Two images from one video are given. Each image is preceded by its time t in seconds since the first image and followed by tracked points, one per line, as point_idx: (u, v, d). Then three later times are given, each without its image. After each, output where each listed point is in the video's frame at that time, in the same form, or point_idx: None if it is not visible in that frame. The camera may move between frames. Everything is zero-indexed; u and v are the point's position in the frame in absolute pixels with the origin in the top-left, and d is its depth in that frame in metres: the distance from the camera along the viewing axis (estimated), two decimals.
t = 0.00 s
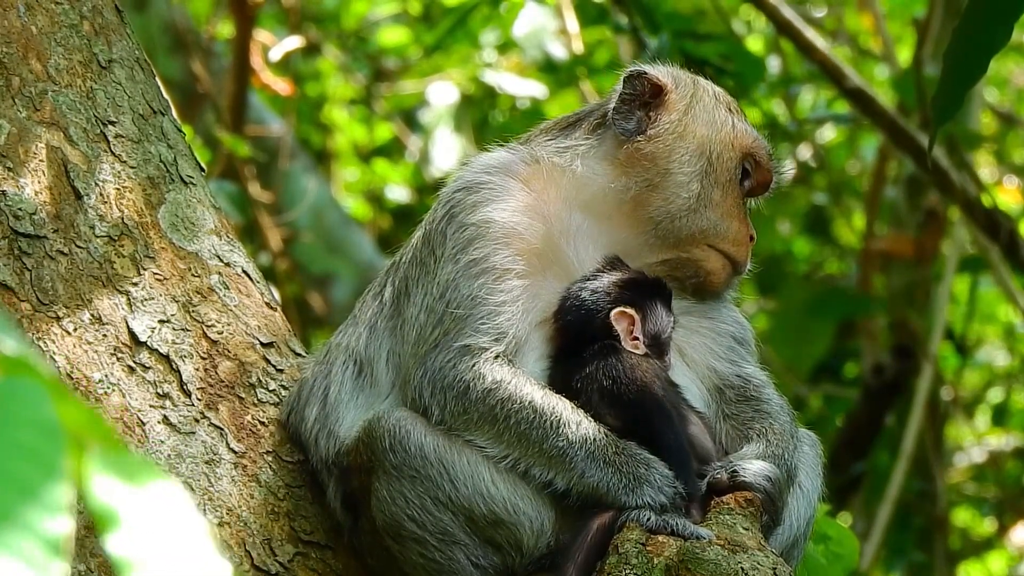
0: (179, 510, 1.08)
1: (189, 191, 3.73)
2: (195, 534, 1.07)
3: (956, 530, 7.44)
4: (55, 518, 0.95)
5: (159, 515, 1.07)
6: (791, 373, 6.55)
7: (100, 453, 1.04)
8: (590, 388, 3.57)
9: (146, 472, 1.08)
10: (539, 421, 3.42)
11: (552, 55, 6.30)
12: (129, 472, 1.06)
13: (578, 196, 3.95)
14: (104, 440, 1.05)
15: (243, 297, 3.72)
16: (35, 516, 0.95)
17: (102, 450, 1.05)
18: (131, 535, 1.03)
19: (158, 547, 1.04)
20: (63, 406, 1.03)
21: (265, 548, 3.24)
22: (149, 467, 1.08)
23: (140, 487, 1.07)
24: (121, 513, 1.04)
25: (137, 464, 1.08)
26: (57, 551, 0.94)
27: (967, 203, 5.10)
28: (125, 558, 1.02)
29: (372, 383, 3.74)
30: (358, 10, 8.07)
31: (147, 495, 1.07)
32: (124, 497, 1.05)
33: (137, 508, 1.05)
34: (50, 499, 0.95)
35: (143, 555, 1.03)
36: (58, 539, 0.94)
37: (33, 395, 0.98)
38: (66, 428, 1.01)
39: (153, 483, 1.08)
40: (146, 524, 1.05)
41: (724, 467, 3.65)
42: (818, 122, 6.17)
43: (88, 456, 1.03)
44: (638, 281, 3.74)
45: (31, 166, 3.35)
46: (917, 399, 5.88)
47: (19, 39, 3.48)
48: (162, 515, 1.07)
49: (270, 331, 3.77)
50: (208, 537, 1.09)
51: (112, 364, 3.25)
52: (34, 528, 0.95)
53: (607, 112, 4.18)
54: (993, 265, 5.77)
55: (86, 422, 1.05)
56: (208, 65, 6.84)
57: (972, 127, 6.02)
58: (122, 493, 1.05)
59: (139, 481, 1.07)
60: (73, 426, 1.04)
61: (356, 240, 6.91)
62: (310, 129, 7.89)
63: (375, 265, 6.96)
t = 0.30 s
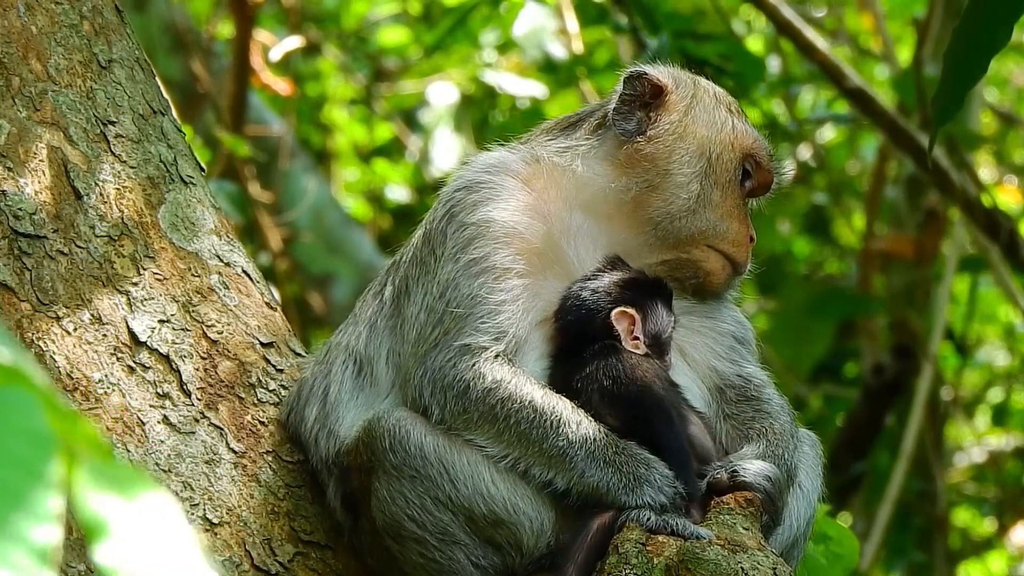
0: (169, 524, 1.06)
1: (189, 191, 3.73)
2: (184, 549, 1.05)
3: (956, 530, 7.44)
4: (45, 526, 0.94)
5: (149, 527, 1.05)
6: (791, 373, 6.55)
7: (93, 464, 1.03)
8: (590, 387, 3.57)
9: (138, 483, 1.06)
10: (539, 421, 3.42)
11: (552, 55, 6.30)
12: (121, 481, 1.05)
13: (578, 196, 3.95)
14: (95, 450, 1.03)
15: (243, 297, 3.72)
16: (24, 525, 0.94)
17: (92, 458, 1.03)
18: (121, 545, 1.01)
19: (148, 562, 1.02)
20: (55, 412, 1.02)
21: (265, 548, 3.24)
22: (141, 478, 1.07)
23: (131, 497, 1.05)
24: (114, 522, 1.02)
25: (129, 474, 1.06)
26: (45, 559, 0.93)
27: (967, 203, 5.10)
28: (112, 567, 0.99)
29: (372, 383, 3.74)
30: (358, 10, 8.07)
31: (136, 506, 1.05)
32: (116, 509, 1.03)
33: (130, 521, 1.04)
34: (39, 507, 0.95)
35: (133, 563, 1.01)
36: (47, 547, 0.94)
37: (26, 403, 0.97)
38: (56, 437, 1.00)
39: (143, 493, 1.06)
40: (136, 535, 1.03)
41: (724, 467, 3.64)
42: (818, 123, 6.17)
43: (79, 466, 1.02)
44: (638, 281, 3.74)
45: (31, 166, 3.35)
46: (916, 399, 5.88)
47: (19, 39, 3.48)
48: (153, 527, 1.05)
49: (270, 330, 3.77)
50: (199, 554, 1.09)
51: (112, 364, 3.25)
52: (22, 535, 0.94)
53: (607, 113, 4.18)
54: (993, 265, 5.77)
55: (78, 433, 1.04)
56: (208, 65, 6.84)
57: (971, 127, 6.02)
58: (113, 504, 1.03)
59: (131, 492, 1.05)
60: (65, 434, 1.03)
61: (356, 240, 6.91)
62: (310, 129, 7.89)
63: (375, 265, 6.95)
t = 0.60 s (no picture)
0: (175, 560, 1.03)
1: (189, 191, 3.73)
2: None
3: (955, 530, 7.44)
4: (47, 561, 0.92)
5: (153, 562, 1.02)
6: (791, 373, 6.56)
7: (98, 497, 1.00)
8: (590, 387, 3.57)
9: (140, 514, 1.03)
10: (539, 421, 3.42)
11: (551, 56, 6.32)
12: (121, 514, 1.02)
13: (578, 195, 3.95)
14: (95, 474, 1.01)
15: (243, 297, 3.72)
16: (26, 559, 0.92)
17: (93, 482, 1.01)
18: None
19: None
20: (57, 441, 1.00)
21: (265, 548, 3.24)
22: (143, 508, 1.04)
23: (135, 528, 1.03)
24: (118, 558, 1.00)
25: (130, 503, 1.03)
26: None
27: (968, 203, 5.10)
28: None
29: (371, 382, 3.74)
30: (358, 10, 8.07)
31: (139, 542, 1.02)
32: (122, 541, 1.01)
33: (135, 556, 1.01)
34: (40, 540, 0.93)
35: None
36: None
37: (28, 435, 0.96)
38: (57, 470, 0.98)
39: (148, 528, 1.03)
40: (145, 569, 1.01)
41: (724, 467, 3.64)
42: (818, 123, 6.17)
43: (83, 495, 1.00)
44: (637, 281, 3.74)
45: (31, 166, 3.35)
46: (916, 399, 5.88)
47: (19, 39, 3.48)
48: (156, 560, 1.02)
49: (270, 330, 3.77)
50: None
51: (112, 364, 3.25)
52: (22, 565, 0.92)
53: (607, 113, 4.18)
54: (993, 265, 5.77)
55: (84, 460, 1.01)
56: (208, 65, 6.84)
57: (972, 127, 6.02)
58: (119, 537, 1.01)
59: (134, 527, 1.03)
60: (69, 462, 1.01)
61: (356, 240, 6.91)
62: (310, 129, 7.89)
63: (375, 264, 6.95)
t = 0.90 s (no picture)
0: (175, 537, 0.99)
1: (189, 191, 3.73)
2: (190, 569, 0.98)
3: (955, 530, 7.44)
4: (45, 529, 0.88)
5: (154, 539, 0.98)
6: (791, 374, 6.55)
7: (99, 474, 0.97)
8: (590, 387, 3.57)
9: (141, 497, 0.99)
10: (539, 422, 3.42)
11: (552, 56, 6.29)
12: (123, 496, 0.97)
13: (578, 196, 3.95)
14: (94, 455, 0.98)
15: (243, 297, 3.72)
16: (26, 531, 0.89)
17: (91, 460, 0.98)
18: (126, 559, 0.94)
19: None
20: (52, 421, 0.98)
21: (265, 548, 3.24)
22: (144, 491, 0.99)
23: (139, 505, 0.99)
24: (117, 535, 0.95)
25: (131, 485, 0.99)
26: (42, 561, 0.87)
27: (967, 203, 5.10)
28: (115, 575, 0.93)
29: (372, 382, 3.74)
30: (358, 10, 8.06)
31: (141, 521, 0.98)
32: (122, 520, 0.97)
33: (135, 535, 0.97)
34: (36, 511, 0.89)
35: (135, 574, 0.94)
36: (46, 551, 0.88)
37: (23, 412, 0.93)
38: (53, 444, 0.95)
39: (149, 509, 0.99)
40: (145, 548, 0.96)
41: (724, 467, 3.64)
42: (818, 123, 6.17)
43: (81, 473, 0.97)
44: (637, 281, 3.74)
45: (31, 166, 3.35)
46: (917, 400, 5.88)
47: (19, 39, 3.48)
48: (158, 538, 0.98)
49: (270, 330, 3.77)
50: None
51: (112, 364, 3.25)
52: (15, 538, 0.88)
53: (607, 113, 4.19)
54: (993, 265, 5.76)
55: (80, 444, 0.99)
56: (209, 65, 6.84)
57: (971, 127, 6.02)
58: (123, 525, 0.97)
59: (136, 507, 0.99)
60: (64, 444, 0.98)
61: (356, 240, 6.91)
62: (311, 129, 7.89)
63: (375, 265, 6.95)
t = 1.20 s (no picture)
0: (193, 498, 0.94)
1: (189, 191, 3.73)
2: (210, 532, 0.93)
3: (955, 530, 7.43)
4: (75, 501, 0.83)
5: (172, 506, 0.93)
6: (791, 374, 6.55)
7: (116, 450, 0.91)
8: (590, 387, 3.57)
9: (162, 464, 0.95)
10: (539, 422, 3.43)
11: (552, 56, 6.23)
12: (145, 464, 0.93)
13: (575, 196, 3.95)
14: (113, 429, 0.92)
15: (243, 297, 3.72)
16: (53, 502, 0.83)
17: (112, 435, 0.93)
18: (140, 529, 0.91)
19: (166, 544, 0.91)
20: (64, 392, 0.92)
21: (265, 548, 3.24)
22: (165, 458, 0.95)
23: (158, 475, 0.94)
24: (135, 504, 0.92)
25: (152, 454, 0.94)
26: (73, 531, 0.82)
27: (967, 203, 5.10)
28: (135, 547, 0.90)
29: (373, 383, 3.76)
30: (358, 10, 8.06)
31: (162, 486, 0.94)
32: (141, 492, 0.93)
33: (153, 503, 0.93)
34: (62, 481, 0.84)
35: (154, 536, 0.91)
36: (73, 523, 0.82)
37: (36, 378, 0.86)
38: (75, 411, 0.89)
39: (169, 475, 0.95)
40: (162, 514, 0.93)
41: (723, 467, 3.64)
42: (818, 123, 6.17)
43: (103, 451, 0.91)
44: (637, 282, 3.74)
45: (31, 166, 3.35)
46: (917, 400, 5.87)
47: (19, 39, 3.48)
48: (178, 503, 0.94)
49: (270, 331, 3.77)
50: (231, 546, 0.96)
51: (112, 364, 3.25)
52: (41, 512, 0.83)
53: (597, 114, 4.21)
54: (993, 265, 5.76)
55: (95, 416, 0.93)
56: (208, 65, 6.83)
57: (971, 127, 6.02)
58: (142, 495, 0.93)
59: (155, 472, 0.94)
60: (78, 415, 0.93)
61: (356, 240, 6.91)
62: (311, 129, 7.89)
63: (375, 265, 6.95)
